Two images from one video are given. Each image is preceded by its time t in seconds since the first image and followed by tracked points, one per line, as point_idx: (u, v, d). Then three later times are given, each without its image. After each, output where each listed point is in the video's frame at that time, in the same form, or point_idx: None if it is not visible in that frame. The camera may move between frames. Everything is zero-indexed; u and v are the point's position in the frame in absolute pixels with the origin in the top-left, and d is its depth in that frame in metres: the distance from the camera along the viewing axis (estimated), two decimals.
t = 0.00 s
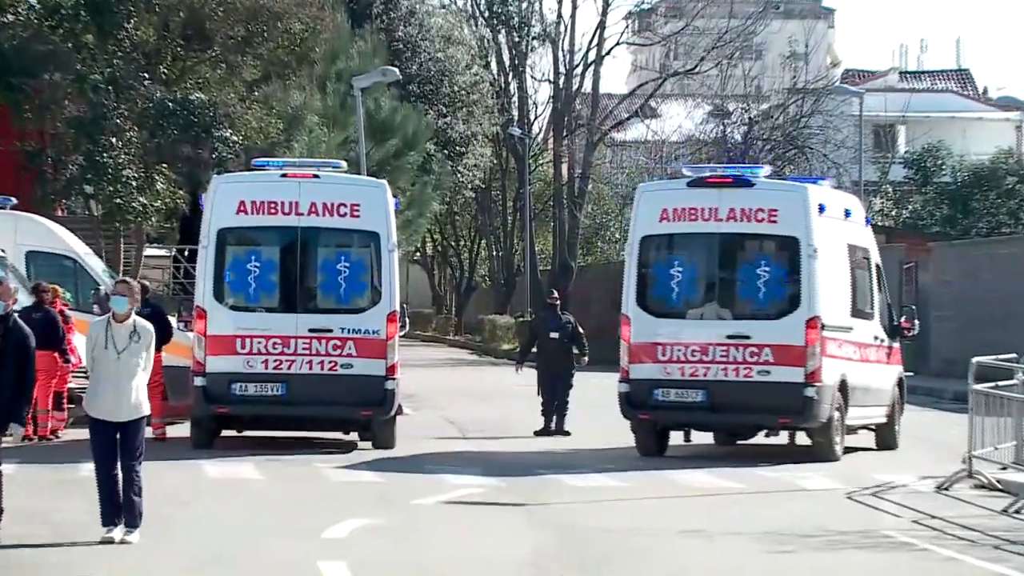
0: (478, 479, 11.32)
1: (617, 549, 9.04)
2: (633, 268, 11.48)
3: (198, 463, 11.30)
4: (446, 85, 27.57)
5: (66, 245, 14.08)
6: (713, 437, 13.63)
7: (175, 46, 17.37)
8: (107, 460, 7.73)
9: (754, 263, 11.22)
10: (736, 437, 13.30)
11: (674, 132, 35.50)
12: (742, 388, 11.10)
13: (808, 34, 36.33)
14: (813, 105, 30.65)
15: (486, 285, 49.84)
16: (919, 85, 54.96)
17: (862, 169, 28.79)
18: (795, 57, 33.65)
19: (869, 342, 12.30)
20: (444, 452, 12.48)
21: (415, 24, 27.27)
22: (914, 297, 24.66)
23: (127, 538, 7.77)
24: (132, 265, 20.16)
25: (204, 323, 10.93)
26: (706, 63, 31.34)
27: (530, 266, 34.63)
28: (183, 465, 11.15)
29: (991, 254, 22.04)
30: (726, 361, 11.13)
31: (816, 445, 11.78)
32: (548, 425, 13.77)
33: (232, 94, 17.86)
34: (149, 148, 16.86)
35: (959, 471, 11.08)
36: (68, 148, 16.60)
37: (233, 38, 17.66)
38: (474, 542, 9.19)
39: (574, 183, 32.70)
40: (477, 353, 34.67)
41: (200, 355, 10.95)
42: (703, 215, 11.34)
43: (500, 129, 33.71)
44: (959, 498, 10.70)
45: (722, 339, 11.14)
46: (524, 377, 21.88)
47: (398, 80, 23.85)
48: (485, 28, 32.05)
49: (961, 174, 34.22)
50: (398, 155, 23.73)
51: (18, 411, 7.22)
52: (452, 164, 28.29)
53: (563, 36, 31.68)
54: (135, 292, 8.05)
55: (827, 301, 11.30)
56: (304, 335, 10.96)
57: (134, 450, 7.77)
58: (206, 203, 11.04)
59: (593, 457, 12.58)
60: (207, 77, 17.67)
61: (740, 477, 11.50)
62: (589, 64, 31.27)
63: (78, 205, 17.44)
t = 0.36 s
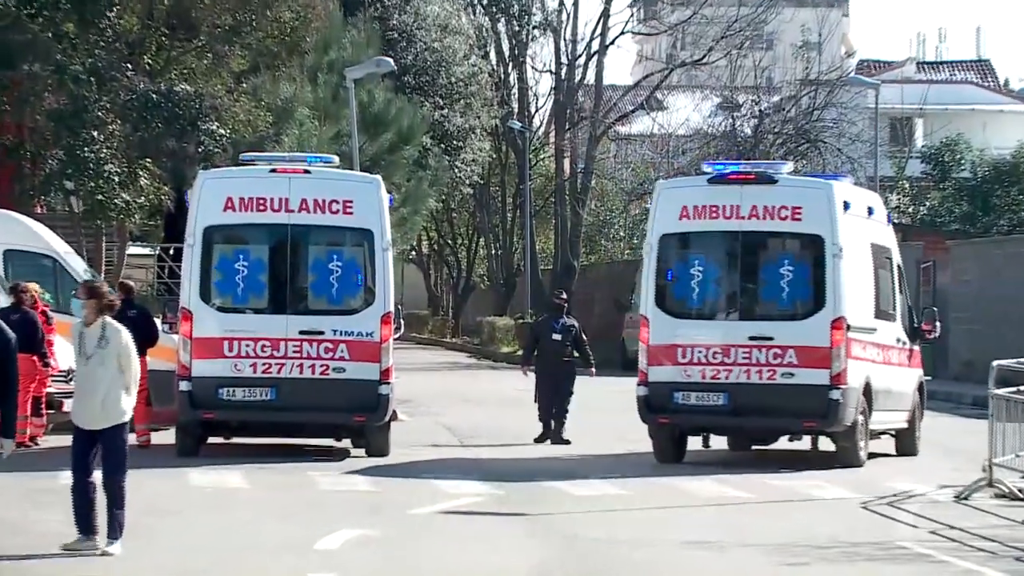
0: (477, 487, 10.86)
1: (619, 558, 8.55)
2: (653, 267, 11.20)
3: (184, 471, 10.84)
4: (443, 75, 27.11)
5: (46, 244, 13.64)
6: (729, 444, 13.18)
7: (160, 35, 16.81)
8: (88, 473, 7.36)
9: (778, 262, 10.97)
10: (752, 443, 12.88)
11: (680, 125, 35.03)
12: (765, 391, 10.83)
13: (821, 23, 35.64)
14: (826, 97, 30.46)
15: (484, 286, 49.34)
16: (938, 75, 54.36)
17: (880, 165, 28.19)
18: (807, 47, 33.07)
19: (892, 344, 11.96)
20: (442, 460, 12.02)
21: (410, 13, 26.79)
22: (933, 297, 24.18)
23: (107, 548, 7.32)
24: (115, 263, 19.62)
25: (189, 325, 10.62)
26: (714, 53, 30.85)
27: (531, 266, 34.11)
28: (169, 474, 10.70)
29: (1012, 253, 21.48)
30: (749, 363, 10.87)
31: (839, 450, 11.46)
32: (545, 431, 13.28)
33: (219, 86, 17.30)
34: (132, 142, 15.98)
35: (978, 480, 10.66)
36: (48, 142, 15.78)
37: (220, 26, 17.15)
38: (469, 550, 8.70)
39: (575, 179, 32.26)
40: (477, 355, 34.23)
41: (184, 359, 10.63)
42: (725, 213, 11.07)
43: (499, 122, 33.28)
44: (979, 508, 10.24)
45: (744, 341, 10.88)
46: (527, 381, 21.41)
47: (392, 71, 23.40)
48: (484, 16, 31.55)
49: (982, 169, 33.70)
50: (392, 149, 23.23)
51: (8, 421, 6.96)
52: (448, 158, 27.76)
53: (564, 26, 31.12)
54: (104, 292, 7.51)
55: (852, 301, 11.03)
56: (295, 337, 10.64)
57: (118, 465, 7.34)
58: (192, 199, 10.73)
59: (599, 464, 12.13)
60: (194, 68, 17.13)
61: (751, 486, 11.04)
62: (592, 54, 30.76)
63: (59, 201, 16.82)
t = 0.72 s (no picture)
0: (475, 492, 10.60)
1: (618, 566, 8.25)
2: (662, 267, 10.96)
3: (175, 476, 10.58)
4: (439, 71, 26.90)
5: (32, 243, 13.37)
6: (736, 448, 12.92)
7: (149, 29, 16.53)
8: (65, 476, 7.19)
9: (790, 262, 10.73)
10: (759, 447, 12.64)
11: (682, 122, 34.79)
12: (777, 393, 10.61)
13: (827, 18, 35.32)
14: (832, 93, 30.25)
15: (483, 286, 49.13)
16: (946, 70, 54.05)
17: (889, 163, 27.83)
18: (813, 42, 32.79)
19: (903, 346, 11.72)
20: (439, 465, 11.75)
21: (405, 7, 26.55)
22: (943, 298, 23.89)
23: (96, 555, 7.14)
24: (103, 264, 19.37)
25: (180, 326, 10.38)
26: (718, 48, 30.59)
27: (530, 266, 33.88)
28: (157, 480, 10.44)
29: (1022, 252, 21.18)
30: (761, 365, 10.65)
31: (853, 453, 11.24)
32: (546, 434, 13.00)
33: (209, 81, 17.13)
34: (121, 139, 15.78)
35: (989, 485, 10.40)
36: (31, 138, 15.29)
37: (210, 21, 16.89)
38: (462, 557, 8.39)
39: (575, 177, 32.03)
40: (475, 356, 33.99)
41: (175, 361, 10.40)
42: (737, 212, 10.82)
43: (497, 118, 33.04)
44: (990, 515, 9.96)
45: (757, 342, 10.66)
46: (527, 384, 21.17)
47: (386, 66, 23.21)
48: (481, 10, 31.29)
49: (990, 168, 33.39)
50: (387, 146, 22.94)
51: None
52: (445, 155, 27.51)
53: (563, 20, 30.90)
54: (59, 293, 7.26)
55: (867, 302, 10.79)
56: (287, 339, 10.41)
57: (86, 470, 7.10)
58: (181, 197, 10.47)
59: (601, 469, 11.87)
60: (183, 63, 17.00)
61: (755, 492, 10.77)
62: (593, 48, 30.50)
63: (45, 200, 16.52)
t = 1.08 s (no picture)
0: (475, 494, 10.54)
1: (616, 568, 8.19)
2: (665, 268, 10.90)
3: (173, 479, 10.52)
4: (438, 71, 26.84)
5: (28, 244, 13.33)
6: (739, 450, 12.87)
7: (146, 28, 16.44)
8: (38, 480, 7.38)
9: (794, 263, 10.66)
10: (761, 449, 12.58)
11: (682, 122, 34.72)
12: (781, 395, 10.55)
13: (828, 17, 35.26)
14: (834, 93, 30.17)
15: (483, 288, 49.09)
16: (949, 70, 54.03)
17: (890, 163, 27.79)
18: (814, 42, 32.76)
19: (907, 348, 11.66)
20: (438, 467, 11.70)
21: (404, 6, 26.45)
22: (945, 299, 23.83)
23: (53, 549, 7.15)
24: (98, 264, 19.30)
25: (176, 328, 10.32)
26: (718, 47, 30.53)
27: (529, 267, 33.82)
28: (155, 482, 10.39)
29: None
30: (765, 368, 10.59)
31: (857, 455, 11.19)
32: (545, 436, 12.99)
33: (206, 81, 17.07)
34: (117, 140, 15.63)
35: (991, 488, 10.35)
36: (29, 139, 15.26)
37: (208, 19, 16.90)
38: (460, 560, 8.32)
39: (575, 178, 31.95)
40: (475, 358, 33.94)
41: (172, 363, 10.35)
42: (740, 214, 10.76)
43: (496, 119, 32.97)
44: (991, 517, 9.91)
45: (761, 345, 10.60)
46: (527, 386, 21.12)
47: (385, 66, 23.16)
48: (480, 10, 31.21)
49: (993, 168, 33.36)
50: (385, 146, 22.86)
51: None
52: (444, 156, 27.43)
53: (563, 19, 30.87)
54: (27, 291, 7.56)
55: (871, 304, 10.73)
56: (285, 341, 10.36)
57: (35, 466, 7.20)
58: (178, 198, 10.41)
59: (601, 472, 11.82)
60: (180, 63, 16.92)
61: (756, 494, 10.72)
62: (593, 48, 30.43)
63: (41, 201, 16.48)
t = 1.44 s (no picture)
0: (474, 497, 10.45)
1: (616, 571, 8.10)
2: (669, 269, 10.80)
3: (169, 481, 10.44)
4: (437, 69, 26.77)
5: (25, 244, 13.25)
6: (742, 452, 12.78)
7: (143, 26, 16.38)
8: (27, 474, 7.02)
9: (798, 264, 10.58)
10: (764, 450, 12.50)
11: (684, 121, 34.63)
12: (784, 396, 10.46)
13: (830, 16, 35.17)
14: (836, 91, 30.07)
15: (482, 288, 49.06)
16: (952, 68, 53.95)
17: (893, 163, 27.71)
18: (817, 39, 32.67)
19: (912, 348, 11.57)
20: (439, 469, 11.62)
21: (403, 5, 26.38)
22: (949, 300, 23.76)
23: None
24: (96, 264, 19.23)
25: (174, 328, 10.24)
26: (720, 45, 30.46)
27: (529, 267, 33.74)
28: (153, 484, 10.32)
29: None
30: (769, 369, 10.50)
31: (862, 457, 11.11)
32: (546, 439, 12.88)
33: (204, 80, 16.92)
34: (115, 139, 15.50)
35: (996, 490, 10.26)
36: (25, 138, 15.40)
37: (206, 17, 16.82)
38: (460, 563, 8.24)
39: (576, 177, 31.88)
40: (474, 358, 33.90)
41: (170, 364, 10.27)
42: (744, 214, 10.68)
43: (496, 117, 32.89)
44: (996, 519, 9.82)
45: (766, 346, 10.51)
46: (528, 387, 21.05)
47: (384, 65, 23.09)
48: (480, 8, 31.14)
49: (996, 167, 33.29)
50: (385, 146, 22.78)
51: None
52: (444, 155, 27.22)
53: (563, 17, 30.80)
54: None
55: (876, 305, 10.65)
56: (283, 342, 10.28)
57: None
58: (176, 198, 10.33)
59: (602, 473, 11.74)
60: (178, 61, 16.78)
61: (758, 496, 10.63)
62: (593, 47, 30.38)
63: (37, 200, 16.41)
